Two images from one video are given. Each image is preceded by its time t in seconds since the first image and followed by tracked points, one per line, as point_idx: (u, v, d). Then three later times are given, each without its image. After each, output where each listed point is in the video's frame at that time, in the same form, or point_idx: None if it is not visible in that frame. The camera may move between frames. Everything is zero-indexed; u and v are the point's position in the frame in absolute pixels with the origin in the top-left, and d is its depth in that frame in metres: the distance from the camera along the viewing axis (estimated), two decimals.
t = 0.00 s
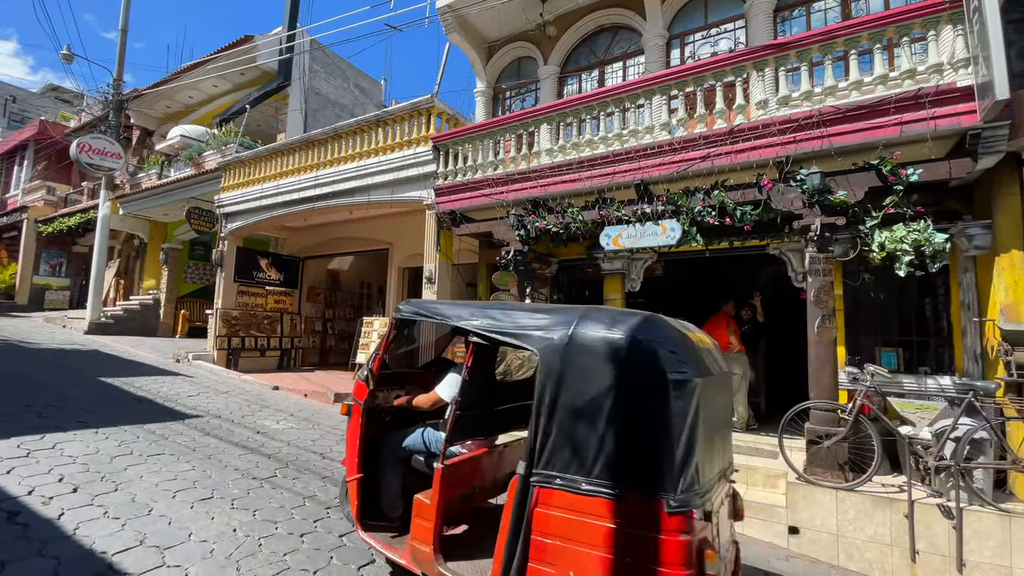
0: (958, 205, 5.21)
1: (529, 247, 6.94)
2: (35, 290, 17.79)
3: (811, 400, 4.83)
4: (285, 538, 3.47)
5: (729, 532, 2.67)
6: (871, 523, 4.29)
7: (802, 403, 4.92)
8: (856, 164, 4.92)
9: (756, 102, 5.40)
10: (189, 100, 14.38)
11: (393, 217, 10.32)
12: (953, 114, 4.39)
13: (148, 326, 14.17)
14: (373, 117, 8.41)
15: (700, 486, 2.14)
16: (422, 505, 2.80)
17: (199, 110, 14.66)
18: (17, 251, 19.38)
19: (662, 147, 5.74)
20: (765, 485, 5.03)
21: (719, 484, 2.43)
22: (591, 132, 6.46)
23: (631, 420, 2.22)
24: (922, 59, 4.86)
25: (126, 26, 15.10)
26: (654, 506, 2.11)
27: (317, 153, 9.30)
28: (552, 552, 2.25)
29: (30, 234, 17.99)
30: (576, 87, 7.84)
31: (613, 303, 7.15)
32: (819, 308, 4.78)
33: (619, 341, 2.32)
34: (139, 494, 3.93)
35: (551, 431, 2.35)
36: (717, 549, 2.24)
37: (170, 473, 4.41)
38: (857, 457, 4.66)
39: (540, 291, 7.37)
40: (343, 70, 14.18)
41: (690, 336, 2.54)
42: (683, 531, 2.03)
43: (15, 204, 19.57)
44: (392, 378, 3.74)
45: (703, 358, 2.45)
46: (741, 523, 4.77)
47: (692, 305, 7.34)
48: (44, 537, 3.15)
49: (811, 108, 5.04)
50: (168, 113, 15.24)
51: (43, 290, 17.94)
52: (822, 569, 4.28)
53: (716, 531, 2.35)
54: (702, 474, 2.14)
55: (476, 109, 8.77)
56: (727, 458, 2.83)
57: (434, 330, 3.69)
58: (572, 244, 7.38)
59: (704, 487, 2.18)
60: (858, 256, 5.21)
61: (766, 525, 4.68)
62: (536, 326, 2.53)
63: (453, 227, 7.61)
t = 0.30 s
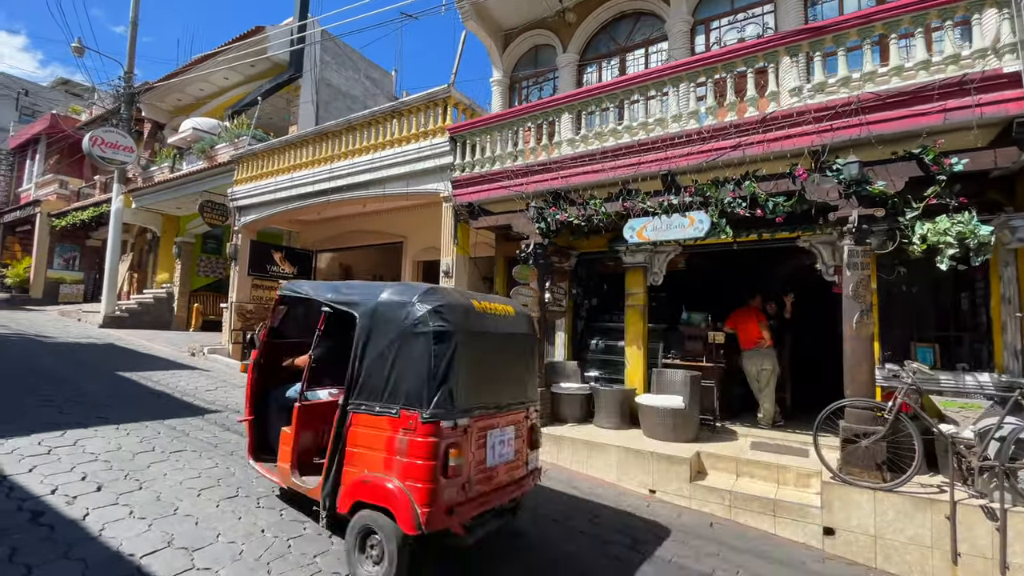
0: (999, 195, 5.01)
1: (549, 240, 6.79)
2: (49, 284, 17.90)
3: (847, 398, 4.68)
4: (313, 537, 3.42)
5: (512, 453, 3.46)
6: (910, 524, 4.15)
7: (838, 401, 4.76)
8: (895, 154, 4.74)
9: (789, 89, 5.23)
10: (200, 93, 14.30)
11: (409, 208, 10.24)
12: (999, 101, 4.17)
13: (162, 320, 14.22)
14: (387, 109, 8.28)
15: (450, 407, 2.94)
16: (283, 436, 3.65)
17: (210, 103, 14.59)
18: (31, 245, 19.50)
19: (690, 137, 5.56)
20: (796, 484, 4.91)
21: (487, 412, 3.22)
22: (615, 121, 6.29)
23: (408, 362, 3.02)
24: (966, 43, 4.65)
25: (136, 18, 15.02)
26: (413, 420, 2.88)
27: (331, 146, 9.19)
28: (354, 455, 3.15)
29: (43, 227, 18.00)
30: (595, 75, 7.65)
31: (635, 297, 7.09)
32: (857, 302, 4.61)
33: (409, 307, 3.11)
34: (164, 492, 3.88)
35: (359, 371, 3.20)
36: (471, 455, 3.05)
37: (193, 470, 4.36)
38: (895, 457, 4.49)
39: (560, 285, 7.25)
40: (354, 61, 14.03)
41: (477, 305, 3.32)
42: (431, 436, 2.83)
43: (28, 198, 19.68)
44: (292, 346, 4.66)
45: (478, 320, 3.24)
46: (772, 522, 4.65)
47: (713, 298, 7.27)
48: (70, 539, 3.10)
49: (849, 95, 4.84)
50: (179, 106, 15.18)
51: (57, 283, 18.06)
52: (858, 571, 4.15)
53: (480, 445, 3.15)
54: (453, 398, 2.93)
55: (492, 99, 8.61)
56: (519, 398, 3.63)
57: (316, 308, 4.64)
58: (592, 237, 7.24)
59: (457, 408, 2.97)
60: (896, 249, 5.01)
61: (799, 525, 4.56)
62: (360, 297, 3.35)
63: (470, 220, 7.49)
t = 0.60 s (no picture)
0: None
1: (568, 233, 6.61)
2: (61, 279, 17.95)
3: (885, 398, 4.51)
4: (337, 542, 3.32)
5: (367, 402, 4.32)
6: (953, 530, 3.98)
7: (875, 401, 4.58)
8: (937, 143, 4.52)
9: (823, 76, 5.01)
10: (208, 86, 14.19)
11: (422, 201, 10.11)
12: None
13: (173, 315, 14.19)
14: (400, 100, 8.11)
15: (299, 358, 3.82)
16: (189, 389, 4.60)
17: (219, 96, 14.47)
18: (42, 240, 19.55)
19: (718, 126, 5.36)
20: (829, 486, 4.74)
21: (338, 366, 4.08)
22: (637, 110, 6.08)
23: (268, 326, 3.93)
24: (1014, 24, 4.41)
25: (144, 11, 14.89)
26: (267, 369, 3.78)
27: (343, 138, 9.04)
28: (233, 399, 4.06)
29: (54, 222, 18.00)
30: (614, 64, 7.43)
31: (655, 293, 6.87)
32: (897, 298, 4.42)
33: (272, 285, 4.04)
34: (181, 494, 3.77)
35: (237, 334, 4.12)
36: (320, 398, 3.92)
37: (210, 471, 4.27)
38: (934, 460, 4.30)
39: (578, 279, 7.08)
40: (363, 53, 13.86)
41: (333, 284, 4.21)
42: (279, 379, 3.72)
43: (38, 193, 19.71)
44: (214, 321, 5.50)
45: (331, 296, 4.14)
46: (805, 526, 4.49)
47: (737, 293, 7.05)
48: (86, 545, 2.99)
49: (888, 81, 4.63)
50: (187, 100, 15.08)
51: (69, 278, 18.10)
52: None
53: (330, 392, 4.01)
54: (301, 353, 3.82)
55: (506, 89, 8.41)
56: (379, 360, 4.48)
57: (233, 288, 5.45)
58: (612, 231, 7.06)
59: (306, 360, 3.86)
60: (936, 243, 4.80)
61: (834, 529, 4.39)
62: (244, 278, 4.30)
63: (486, 214, 7.33)
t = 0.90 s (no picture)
0: None
1: (584, 226, 6.41)
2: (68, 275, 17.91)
3: (923, 398, 4.29)
4: (355, 549, 3.16)
5: (279, 369, 5.07)
6: (997, 537, 3.77)
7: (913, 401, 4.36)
8: (981, 130, 4.22)
9: (856, 60, 4.78)
10: (214, 80, 14.04)
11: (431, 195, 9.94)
12: None
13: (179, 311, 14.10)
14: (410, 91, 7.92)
15: (212, 331, 4.60)
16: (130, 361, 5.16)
17: (224, 91, 14.32)
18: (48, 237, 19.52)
19: (745, 114, 5.14)
20: (862, 489, 4.54)
21: (249, 338, 4.86)
22: (657, 99, 5.86)
23: (187, 305, 4.69)
24: None
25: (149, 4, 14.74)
26: (185, 341, 4.57)
27: (352, 131, 8.86)
28: (163, 366, 4.82)
29: (60, 219, 17.93)
30: (630, 52, 7.21)
31: (674, 288, 6.64)
32: (937, 293, 4.20)
33: (189, 271, 4.83)
34: (190, 498, 3.62)
35: (164, 313, 4.88)
36: (232, 364, 4.70)
37: (219, 472, 4.12)
38: (973, 463, 4.13)
39: (594, 274, 6.88)
40: (369, 46, 13.67)
41: (244, 269, 5.02)
42: (194, 348, 4.51)
43: (45, 189, 19.67)
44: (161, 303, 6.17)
45: (241, 279, 4.93)
46: (838, 532, 4.29)
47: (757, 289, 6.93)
48: (92, 553, 2.84)
49: (928, 65, 4.40)
50: (193, 95, 14.94)
51: (75, 275, 18.07)
52: None
53: (243, 359, 4.78)
54: (213, 327, 4.59)
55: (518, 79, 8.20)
56: (292, 334, 5.24)
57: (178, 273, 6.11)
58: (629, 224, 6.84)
59: (218, 333, 4.64)
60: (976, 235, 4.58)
61: (869, 535, 4.19)
62: (170, 265, 5.09)
63: (499, 208, 7.14)
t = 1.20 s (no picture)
0: None
1: (601, 226, 6.22)
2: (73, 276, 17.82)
3: (964, 407, 4.08)
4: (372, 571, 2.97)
5: (214, 350, 5.82)
6: None
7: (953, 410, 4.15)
8: None
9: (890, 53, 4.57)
10: (219, 79, 13.91)
11: (440, 195, 9.77)
12: None
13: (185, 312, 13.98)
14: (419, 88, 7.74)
15: (150, 316, 5.36)
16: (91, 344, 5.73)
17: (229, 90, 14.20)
18: (54, 237, 19.45)
19: (772, 109, 4.94)
20: (897, 502, 4.34)
21: (185, 322, 5.61)
22: (678, 95, 5.66)
23: (128, 292, 5.47)
24: None
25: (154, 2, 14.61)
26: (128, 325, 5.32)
27: (360, 129, 8.69)
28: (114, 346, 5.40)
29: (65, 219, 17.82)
30: (647, 47, 7.01)
31: (694, 290, 6.44)
32: (980, 297, 4.00)
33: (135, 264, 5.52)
34: (198, 512, 3.46)
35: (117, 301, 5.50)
36: (168, 344, 5.45)
37: (227, 484, 3.95)
38: (1017, 476, 3.92)
39: (609, 276, 6.70)
40: (376, 43, 13.50)
41: (181, 263, 5.78)
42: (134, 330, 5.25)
43: (50, 189, 19.61)
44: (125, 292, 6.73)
45: (178, 272, 5.68)
46: (874, 547, 4.10)
47: (778, 292, 6.71)
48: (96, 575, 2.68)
49: (970, 57, 4.18)
50: (198, 93, 14.82)
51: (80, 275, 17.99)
52: None
53: (179, 341, 5.54)
54: (151, 312, 5.36)
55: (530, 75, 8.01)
56: (227, 320, 5.99)
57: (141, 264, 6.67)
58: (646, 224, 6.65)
59: (155, 317, 5.40)
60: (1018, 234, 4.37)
61: (908, 551, 3.99)
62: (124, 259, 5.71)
63: (512, 208, 6.94)
